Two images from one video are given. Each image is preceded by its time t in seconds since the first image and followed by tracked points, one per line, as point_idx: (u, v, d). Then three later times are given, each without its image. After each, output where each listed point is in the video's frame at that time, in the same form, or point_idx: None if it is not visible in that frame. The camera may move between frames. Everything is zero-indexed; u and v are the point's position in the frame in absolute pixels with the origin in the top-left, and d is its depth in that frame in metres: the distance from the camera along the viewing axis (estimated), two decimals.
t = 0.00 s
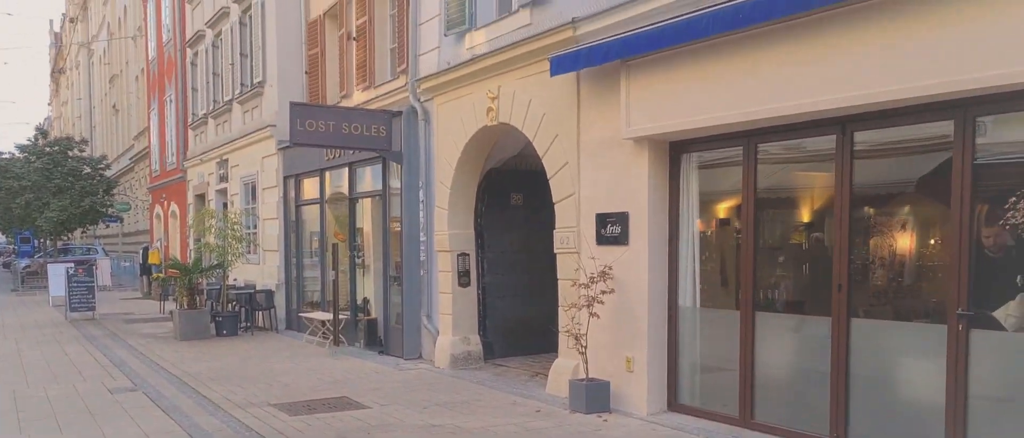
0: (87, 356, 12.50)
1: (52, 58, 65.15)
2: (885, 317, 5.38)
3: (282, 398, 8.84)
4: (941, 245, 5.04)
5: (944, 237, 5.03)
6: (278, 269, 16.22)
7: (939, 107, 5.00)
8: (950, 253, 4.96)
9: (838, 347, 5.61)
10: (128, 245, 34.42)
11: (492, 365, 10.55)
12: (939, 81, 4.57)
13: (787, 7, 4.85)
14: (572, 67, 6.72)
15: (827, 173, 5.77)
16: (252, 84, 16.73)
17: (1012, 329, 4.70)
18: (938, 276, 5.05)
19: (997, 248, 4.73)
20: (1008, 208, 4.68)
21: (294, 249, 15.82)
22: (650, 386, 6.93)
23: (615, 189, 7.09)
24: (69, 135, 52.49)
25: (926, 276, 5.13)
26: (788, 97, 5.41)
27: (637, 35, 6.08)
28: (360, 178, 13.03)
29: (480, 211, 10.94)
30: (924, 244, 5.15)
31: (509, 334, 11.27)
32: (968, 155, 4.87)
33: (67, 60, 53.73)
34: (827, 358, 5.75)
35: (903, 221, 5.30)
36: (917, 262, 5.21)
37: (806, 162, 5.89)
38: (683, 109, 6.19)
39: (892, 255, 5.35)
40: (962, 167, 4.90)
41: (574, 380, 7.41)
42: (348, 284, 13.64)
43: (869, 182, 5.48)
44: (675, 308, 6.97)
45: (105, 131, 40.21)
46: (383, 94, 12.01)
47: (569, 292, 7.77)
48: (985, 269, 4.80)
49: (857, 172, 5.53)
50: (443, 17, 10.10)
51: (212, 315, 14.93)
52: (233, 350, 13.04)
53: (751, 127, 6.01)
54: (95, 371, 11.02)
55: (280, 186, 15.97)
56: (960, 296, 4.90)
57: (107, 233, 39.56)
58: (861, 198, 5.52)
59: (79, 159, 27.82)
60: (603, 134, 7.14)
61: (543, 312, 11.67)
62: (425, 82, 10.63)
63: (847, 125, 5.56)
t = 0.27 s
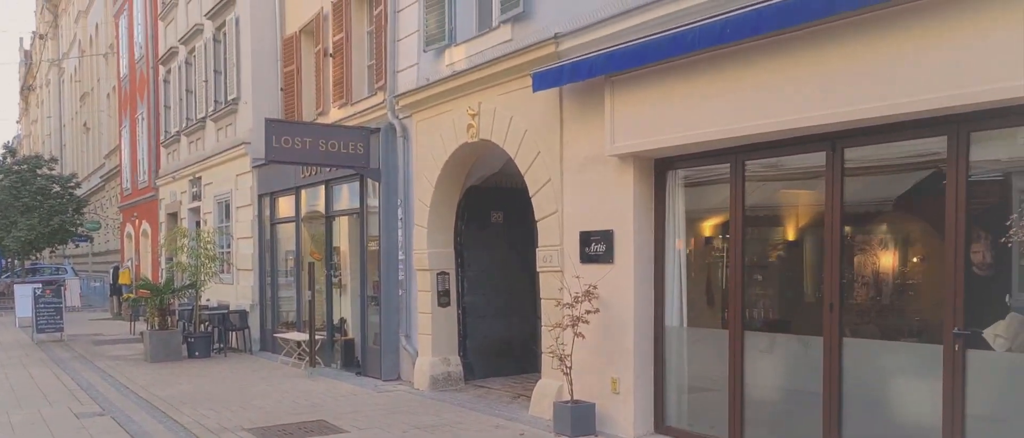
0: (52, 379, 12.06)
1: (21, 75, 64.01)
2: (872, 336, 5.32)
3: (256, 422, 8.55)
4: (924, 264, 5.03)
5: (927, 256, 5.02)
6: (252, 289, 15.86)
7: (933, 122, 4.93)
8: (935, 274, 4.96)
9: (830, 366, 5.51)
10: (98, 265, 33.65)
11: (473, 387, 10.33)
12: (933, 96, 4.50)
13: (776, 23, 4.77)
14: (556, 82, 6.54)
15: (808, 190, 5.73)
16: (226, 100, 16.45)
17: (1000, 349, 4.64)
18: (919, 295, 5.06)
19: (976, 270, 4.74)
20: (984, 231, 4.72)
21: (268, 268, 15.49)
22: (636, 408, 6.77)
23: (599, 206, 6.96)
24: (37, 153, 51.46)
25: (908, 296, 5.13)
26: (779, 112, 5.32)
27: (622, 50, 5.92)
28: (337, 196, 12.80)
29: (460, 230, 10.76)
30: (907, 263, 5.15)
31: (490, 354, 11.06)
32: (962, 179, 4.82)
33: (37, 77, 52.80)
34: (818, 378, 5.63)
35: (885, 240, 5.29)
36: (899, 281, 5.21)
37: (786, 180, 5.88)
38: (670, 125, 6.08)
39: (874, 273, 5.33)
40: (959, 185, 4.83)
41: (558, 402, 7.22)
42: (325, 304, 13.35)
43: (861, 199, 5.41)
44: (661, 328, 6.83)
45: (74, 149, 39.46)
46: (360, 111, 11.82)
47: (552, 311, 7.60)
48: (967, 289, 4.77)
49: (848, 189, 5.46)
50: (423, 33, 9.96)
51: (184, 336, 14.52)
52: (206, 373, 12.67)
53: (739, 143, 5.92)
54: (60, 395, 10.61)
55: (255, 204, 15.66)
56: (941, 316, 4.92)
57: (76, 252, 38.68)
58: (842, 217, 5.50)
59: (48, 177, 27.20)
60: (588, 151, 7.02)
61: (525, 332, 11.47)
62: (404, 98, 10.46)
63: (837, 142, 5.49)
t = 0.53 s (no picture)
0: (11, 408, 11.54)
1: None
2: (860, 356, 5.25)
3: None
4: (908, 284, 5.02)
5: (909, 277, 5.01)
6: (224, 312, 15.44)
7: (930, 141, 4.85)
8: (918, 295, 4.95)
9: (824, 390, 5.39)
10: (64, 288, 32.75)
11: (452, 412, 10.06)
12: (930, 113, 4.41)
13: (765, 40, 4.65)
14: (539, 101, 6.33)
15: (793, 210, 5.67)
16: (198, 120, 16.10)
17: (992, 373, 4.57)
18: (898, 318, 5.07)
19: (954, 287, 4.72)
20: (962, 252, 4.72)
21: (240, 291, 15.09)
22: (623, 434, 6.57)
23: (583, 227, 6.80)
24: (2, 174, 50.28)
25: (890, 317, 5.12)
26: (770, 131, 5.21)
27: (607, 68, 5.72)
28: (312, 217, 12.51)
29: (439, 251, 10.54)
30: (889, 283, 5.14)
31: (469, 378, 10.80)
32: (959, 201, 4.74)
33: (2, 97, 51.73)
34: (812, 402, 5.49)
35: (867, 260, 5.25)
36: (880, 301, 5.20)
37: (769, 200, 5.81)
38: (656, 144, 5.95)
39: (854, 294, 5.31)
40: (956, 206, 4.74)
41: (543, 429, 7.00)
42: (299, 328, 13.00)
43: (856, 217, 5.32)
44: (648, 351, 6.66)
45: (40, 170, 38.57)
46: (336, 130, 11.58)
47: (534, 335, 7.40)
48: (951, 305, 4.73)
49: (840, 209, 5.37)
50: (400, 51, 9.79)
51: (152, 362, 14.05)
52: (174, 399, 12.23)
53: (727, 163, 5.80)
54: (19, 425, 10.13)
55: (227, 225, 15.29)
56: (923, 336, 4.91)
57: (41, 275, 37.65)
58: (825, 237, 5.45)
59: (12, 198, 26.47)
60: (571, 170, 6.86)
61: (505, 355, 11.23)
62: (381, 117, 10.26)
63: (829, 161, 5.39)
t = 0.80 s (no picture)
0: None
1: None
2: (857, 379, 5.18)
3: None
4: (900, 307, 5.02)
5: (900, 298, 5.02)
6: (205, 334, 15.13)
7: (936, 161, 4.76)
8: (911, 317, 4.94)
9: (828, 415, 5.27)
10: (42, 310, 32.15)
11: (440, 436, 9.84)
12: (934, 133, 4.30)
13: (764, 59, 4.54)
14: (531, 119, 6.22)
15: (788, 230, 5.62)
16: (180, 139, 15.86)
17: (997, 398, 4.49)
18: (886, 338, 5.06)
19: (945, 307, 4.73)
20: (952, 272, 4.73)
21: (223, 312, 14.80)
22: None
23: (577, 248, 6.66)
24: None
25: (878, 337, 5.09)
26: (769, 150, 5.10)
27: (601, 86, 5.62)
28: (296, 237, 12.29)
29: (427, 272, 10.35)
30: (880, 304, 5.11)
31: (457, 401, 10.59)
32: (967, 226, 4.64)
33: None
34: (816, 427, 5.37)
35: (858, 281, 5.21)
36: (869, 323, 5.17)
37: (765, 220, 5.76)
38: (652, 164, 5.83)
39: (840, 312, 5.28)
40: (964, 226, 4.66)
41: None
42: (283, 350, 12.74)
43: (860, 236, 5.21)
44: (644, 375, 6.51)
45: (18, 191, 38.01)
46: (321, 150, 11.41)
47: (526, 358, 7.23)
48: (945, 324, 4.73)
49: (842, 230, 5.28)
50: (387, 70, 9.66)
51: (132, 385, 13.70)
52: (154, 424, 11.89)
53: (725, 182, 5.69)
54: None
55: (209, 245, 15.01)
56: (916, 357, 4.89)
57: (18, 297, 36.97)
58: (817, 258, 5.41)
59: None
60: (564, 190, 6.73)
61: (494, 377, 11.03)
62: (368, 136, 10.10)
63: (831, 181, 5.30)
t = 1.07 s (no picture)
0: None
1: None
2: (860, 414, 5.09)
3: None
4: (900, 340, 4.95)
5: (903, 331, 4.95)
6: (189, 373, 14.74)
7: (951, 191, 4.69)
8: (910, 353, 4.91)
9: None
10: (19, 349, 31.38)
11: None
12: (952, 161, 4.23)
13: (774, 86, 4.46)
14: (529, 151, 6.12)
15: (789, 264, 5.54)
16: (165, 175, 15.64)
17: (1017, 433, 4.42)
18: (886, 370, 4.99)
19: (941, 342, 4.75)
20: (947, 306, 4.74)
21: (207, 351, 14.45)
22: None
23: (578, 282, 6.51)
24: None
25: (872, 373, 5.04)
26: (779, 180, 5.01)
27: (603, 116, 5.54)
28: (284, 273, 12.05)
29: (420, 308, 10.12)
30: (879, 339, 5.03)
31: None
32: (987, 256, 4.57)
33: None
34: None
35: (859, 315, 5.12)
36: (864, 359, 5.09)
37: (765, 254, 5.67)
38: (656, 196, 5.73)
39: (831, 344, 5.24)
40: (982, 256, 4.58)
41: None
42: (270, 389, 12.41)
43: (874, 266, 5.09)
44: (648, 412, 6.31)
45: None
46: (311, 184, 11.24)
47: (524, 396, 7.02)
48: (943, 359, 4.74)
49: (854, 262, 5.17)
50: (380, 103, 9.57)
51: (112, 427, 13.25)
52: None
53: (731, 214, 5.59)
54: None
55: (194, 282, 14.71)
56: (914, 392, 4.88)
57: None
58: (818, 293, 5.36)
59: None
60: (565, 223, 6.60)
61: (487, 416, 10.78)
62: (360, 170, 9.96)
63: (842, 212, 5.21)
